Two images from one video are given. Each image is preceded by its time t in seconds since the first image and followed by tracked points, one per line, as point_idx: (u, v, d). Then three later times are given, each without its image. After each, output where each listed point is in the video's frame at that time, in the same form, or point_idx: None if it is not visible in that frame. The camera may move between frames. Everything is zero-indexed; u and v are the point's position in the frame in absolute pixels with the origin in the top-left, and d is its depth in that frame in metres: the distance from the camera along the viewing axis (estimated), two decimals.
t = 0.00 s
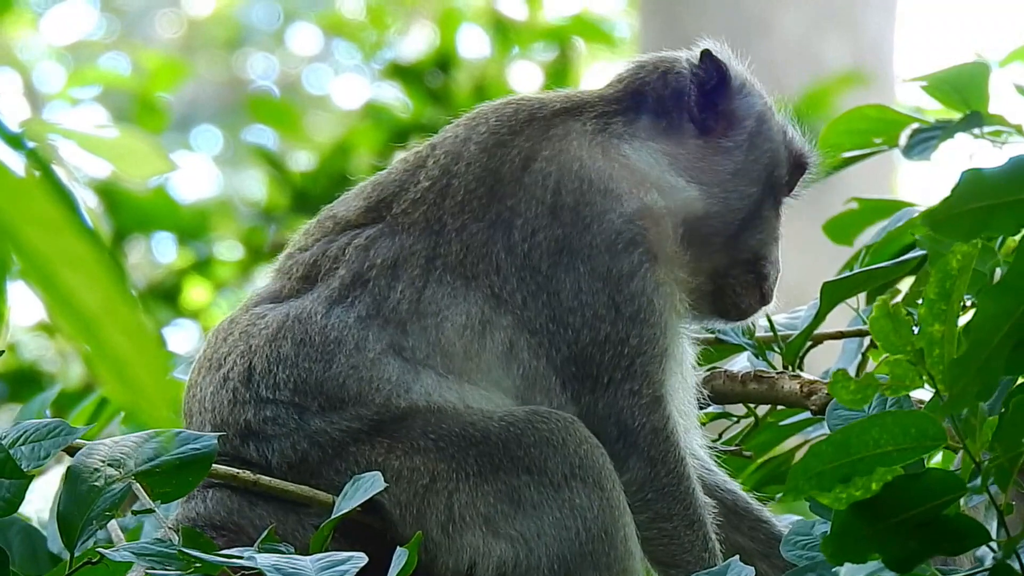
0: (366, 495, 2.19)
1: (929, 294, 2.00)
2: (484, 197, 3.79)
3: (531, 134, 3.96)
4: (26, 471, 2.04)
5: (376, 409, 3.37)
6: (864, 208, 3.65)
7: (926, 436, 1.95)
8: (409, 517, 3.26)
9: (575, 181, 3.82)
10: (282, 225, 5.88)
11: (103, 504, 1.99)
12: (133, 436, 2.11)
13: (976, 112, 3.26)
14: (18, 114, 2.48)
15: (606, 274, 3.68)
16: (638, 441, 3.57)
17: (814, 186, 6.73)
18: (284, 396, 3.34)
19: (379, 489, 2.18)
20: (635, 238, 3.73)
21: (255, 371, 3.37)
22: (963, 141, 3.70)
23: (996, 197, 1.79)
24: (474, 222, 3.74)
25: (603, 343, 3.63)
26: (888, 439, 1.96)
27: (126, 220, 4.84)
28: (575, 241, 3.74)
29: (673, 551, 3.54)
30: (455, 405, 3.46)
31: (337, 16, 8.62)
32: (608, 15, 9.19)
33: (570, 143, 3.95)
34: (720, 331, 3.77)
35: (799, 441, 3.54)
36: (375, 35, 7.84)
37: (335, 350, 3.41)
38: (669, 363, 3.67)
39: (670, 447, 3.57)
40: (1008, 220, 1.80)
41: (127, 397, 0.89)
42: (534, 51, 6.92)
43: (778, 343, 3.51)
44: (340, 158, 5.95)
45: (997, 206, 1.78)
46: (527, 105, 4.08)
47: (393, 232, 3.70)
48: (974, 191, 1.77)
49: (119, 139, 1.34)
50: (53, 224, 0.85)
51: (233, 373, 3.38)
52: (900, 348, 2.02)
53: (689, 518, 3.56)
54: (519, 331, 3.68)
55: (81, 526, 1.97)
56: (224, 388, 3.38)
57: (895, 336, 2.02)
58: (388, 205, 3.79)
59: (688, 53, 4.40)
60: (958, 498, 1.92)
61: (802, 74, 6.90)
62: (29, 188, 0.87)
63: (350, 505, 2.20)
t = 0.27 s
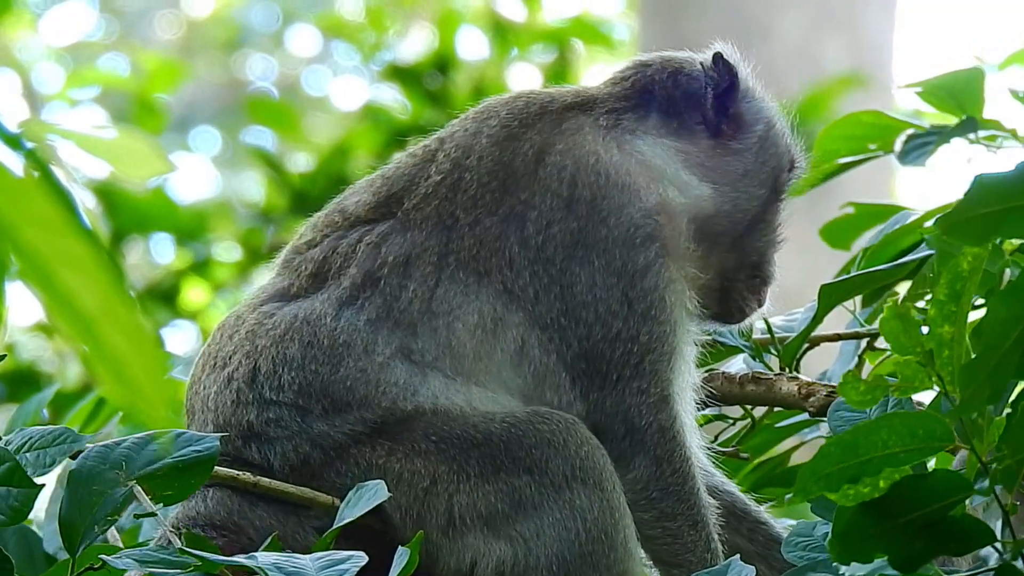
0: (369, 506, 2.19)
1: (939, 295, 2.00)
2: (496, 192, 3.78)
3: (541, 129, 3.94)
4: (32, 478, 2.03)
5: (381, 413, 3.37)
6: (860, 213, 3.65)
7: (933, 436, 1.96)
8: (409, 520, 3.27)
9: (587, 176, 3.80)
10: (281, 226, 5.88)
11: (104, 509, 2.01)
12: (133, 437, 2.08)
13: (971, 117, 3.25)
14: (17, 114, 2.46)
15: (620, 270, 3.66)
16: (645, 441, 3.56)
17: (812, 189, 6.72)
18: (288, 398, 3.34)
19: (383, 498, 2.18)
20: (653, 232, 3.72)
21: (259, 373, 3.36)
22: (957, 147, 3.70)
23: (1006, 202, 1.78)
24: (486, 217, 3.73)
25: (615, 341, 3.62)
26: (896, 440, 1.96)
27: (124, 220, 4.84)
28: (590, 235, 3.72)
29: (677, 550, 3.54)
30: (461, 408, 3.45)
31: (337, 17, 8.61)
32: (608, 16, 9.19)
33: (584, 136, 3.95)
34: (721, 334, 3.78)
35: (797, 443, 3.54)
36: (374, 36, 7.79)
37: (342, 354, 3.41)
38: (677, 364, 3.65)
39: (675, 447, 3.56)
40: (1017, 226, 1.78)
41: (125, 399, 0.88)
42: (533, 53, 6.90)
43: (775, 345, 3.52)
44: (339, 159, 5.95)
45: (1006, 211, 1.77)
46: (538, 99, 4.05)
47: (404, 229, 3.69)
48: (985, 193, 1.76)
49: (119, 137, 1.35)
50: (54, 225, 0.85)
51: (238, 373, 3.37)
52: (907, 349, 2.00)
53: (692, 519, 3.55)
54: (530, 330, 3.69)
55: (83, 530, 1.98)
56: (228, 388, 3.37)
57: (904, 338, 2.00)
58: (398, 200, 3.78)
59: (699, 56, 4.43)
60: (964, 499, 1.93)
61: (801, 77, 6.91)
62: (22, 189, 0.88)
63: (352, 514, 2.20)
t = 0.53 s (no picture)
0: (368, 499, 2.20)
1: (935, 307, 2.02)
2: (497, 191, 3.78)
3: (543, 128, 3.95)
4: (30, 473, 2.04)
5: (381, 409, 3.35)
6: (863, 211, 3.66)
7: (929, 447, 1.95)
8: (412, 517, 3.28)
9: (588, 174, 3.81)
10: (283, 228, 5.88)
11: (105, 506, 2.01)
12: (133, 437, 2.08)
13: (977, 117, 3.26)
14: (18, 113, 2.47)
15: (622, 268, 3.67)
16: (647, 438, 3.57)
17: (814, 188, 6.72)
18: (290, 396, 3.34)
19: (383, 491, 2.18)
20: (656, 230, 3.72)
21: (261, 371, 3.36)
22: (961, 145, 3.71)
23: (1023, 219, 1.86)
24: (488, 217, 3.74)
25: (617, 338, 3.62)
26: (892, 452, 1.95)
27: (124, 222, 4.84)
28: (592, 232, 3.73)
29: (679, 549, 3.53)
30: (463, 405, 3.42)
31: (339, 18, 8.61)
32: (608, 17, 9.21)
33: (585, 135, 3.95)
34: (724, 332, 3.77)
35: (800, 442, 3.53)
36: (375, 37, 7.78)
37: (342, 351, 3.40)
38: (679, 361, 3.66)
39: (677, 444, 3.56)
40: None
41: (126, 398, 0.89)
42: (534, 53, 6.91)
43: (780, 342, 3.52)
44: (340, 162, 5.97)
45: None
46: (539, 99, 4.06)
47: (406, 228, 3.69)
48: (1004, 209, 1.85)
49: (120, 139, 1.36)
50: (55, 227, 0.85)
51: (240, 372, 3.38)
52: (903, 361, 2.01)
53: (694, 516, 3.56)
54: (533, 332, 3.70)
55: (85, 526, 1.99)
56: (230, 386, 3.38)
57: (899, 350, 2.02)
58: (400, 199, 3.79)
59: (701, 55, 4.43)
60: (961, 511, 1.95)
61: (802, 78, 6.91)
62: (25, 189, 0.87)
63: (352, 508, 2.20)
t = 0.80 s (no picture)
0: (369, 507, 2.19)
1: (947, 292, 2.03)
2: (499, 195, 3.79)
3: (546, 132, 3.95)
4: (35, 481, 2.04)
5: (384, 412, 3.35)
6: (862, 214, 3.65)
7: (939, 431, 1.97)
8: (412, 521, 3.28)
9: (591, 178, 3.82)
10: (284, 230, 5.86)
11: (108, 514, 1.97)
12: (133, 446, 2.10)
13: (974, 117, 3.25)
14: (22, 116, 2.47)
15: (625, 272, 3.67)
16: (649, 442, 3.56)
17: (816, 191, 6.72)
18: (292, 399, 3.34)
19: (384, 499, 2.18)
20: (659, 235, 3.72)
21: (264, 375, 3.36)
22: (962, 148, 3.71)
23: None
24: (491, 220, 3.74)
25: (620, 342, 3.62)
26: (902, 434, 1.97)
27: (126, 223, 4.83)
28: (595, 237, 3.73)
29: (679, 552, 3.54)
30: (467, 408, 3.43)
31: (341, 20, 8.62)
32: (610, 20, 9.21)
33: (588, 140, 3.95)
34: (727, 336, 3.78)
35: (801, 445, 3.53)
36: (377, 40, 7.78)
37: (346, 354, 3.39)
38: (682, 365, 3.66)
39: (679, 448, 3.55)
40: None
41: (131, 400, 0.90)
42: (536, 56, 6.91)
43: (780, 346, 3.52)
44: (342, 164, 5.97)
45: None
46: (542, 104, 4.06)
47: (409, 232, 3.69)
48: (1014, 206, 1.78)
49: (122, 140, 1.35)
50: (57, 229, 0.87)
51: (243, 375, 3.38)
52: (916, 344, 2.08)
53: (695, 521, 3.56)
54: (537, 336, 3.69)
55: (87, 534, 1.95)
56: (233, 390, 3.38)
57: (912, 332, 2.09)
58: (402, 203, 3.79)
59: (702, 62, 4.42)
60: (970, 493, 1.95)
61: (803, 80, 6.90)
62: (27, 189, 0.89)
63: (354, 516, 2.20)
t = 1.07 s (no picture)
0: (370, 494, 2.19)
1: (938, 293, 2.06)
2: (498, 199, 3.79)
3: (545, 135, 3.96)
4: (32, 475, 2.05)
5: (385, 415, 3.35)
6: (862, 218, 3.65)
7: (934, 433, 1.98)
8: (414, 523, 3.26)
9: (591, 180, 3.83)
10: (286, 231, 5.86)
11: (102, 502, 1.99)
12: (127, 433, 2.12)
13: (973, 120, 3.26)
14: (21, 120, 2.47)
15: (625, 275, 3.67)
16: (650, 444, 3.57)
17: (817, 192, 6.72)
18: (294, 402, 3.34)
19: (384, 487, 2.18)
20: (657, 238, 3.73)
21: (265, 378, 3.36)
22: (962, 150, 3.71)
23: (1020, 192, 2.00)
24: (491, 223, 3.74)
25: (620, 345, 3.62)
26: (897, 438, 1.98)
27: (128, 224, 4.83)
28: (595, 240, 3.74)
29: (681, 554, 3.54)
30: (468, 410, 3.43)
31: (341, 22, 8.63)
32: (610, 21, 9.21)
33: (587, 143, 3.96)
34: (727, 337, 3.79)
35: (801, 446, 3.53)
36: (378, 41, 7.81)
37: (347, 357, 3.39)
38: (682, 367, 3.66)
39: (680, 451, 3.56)
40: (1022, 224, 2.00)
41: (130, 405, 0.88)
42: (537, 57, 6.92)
43: (780, 347, 3.52)
44: (343, 166, 5.97)
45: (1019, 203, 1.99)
46: (541, 107, 4.07)
47: (409, 236, 3.69)
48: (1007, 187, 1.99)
49: (123, 143, 1.36)
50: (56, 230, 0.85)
51: (244, 379, 3.37)
52: (907, 347, 2.09)
53: (696, 523, 3.56)
54: (537, 339, 3.69)
55: (82, 525, 1.97)
56: (233, 394, 3.37)
57: (903, 336, 2.09)
58: (402, 207, 3.78)
59: (699, 64, 4.42)
60: (966, 497, 1.95)
61: (804, 80, 6.92)
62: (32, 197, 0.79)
63: (354, 504, 2.19)
